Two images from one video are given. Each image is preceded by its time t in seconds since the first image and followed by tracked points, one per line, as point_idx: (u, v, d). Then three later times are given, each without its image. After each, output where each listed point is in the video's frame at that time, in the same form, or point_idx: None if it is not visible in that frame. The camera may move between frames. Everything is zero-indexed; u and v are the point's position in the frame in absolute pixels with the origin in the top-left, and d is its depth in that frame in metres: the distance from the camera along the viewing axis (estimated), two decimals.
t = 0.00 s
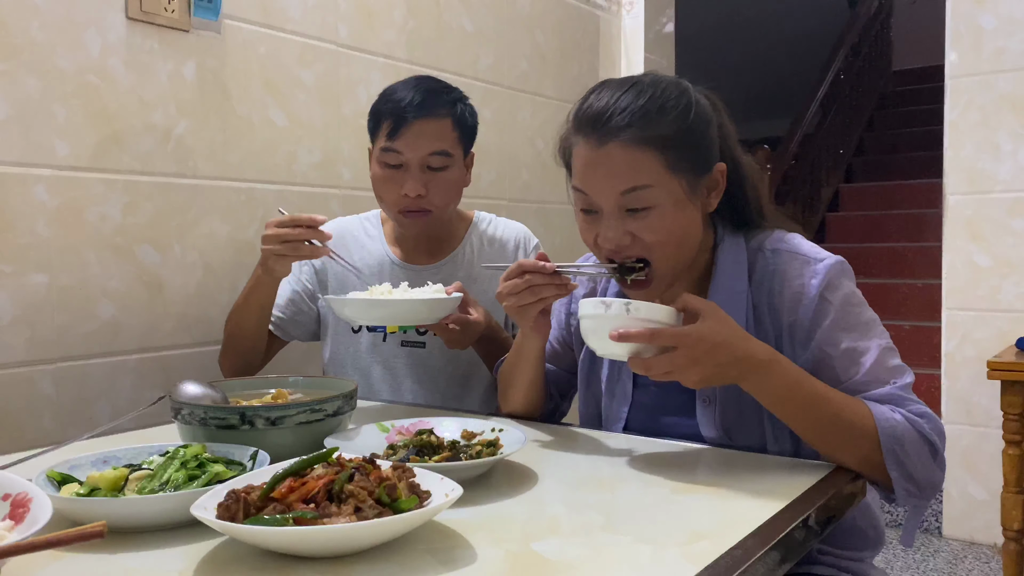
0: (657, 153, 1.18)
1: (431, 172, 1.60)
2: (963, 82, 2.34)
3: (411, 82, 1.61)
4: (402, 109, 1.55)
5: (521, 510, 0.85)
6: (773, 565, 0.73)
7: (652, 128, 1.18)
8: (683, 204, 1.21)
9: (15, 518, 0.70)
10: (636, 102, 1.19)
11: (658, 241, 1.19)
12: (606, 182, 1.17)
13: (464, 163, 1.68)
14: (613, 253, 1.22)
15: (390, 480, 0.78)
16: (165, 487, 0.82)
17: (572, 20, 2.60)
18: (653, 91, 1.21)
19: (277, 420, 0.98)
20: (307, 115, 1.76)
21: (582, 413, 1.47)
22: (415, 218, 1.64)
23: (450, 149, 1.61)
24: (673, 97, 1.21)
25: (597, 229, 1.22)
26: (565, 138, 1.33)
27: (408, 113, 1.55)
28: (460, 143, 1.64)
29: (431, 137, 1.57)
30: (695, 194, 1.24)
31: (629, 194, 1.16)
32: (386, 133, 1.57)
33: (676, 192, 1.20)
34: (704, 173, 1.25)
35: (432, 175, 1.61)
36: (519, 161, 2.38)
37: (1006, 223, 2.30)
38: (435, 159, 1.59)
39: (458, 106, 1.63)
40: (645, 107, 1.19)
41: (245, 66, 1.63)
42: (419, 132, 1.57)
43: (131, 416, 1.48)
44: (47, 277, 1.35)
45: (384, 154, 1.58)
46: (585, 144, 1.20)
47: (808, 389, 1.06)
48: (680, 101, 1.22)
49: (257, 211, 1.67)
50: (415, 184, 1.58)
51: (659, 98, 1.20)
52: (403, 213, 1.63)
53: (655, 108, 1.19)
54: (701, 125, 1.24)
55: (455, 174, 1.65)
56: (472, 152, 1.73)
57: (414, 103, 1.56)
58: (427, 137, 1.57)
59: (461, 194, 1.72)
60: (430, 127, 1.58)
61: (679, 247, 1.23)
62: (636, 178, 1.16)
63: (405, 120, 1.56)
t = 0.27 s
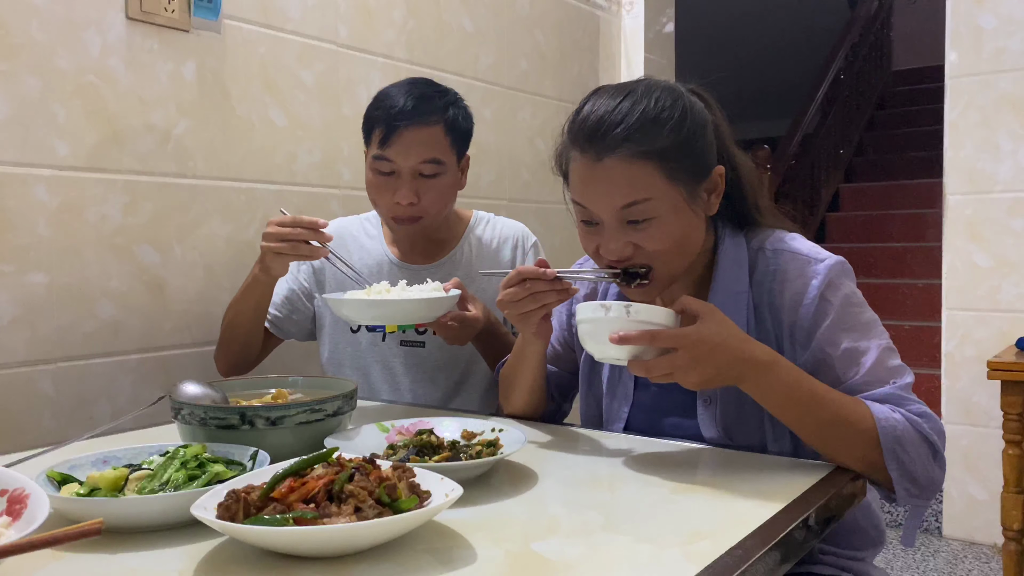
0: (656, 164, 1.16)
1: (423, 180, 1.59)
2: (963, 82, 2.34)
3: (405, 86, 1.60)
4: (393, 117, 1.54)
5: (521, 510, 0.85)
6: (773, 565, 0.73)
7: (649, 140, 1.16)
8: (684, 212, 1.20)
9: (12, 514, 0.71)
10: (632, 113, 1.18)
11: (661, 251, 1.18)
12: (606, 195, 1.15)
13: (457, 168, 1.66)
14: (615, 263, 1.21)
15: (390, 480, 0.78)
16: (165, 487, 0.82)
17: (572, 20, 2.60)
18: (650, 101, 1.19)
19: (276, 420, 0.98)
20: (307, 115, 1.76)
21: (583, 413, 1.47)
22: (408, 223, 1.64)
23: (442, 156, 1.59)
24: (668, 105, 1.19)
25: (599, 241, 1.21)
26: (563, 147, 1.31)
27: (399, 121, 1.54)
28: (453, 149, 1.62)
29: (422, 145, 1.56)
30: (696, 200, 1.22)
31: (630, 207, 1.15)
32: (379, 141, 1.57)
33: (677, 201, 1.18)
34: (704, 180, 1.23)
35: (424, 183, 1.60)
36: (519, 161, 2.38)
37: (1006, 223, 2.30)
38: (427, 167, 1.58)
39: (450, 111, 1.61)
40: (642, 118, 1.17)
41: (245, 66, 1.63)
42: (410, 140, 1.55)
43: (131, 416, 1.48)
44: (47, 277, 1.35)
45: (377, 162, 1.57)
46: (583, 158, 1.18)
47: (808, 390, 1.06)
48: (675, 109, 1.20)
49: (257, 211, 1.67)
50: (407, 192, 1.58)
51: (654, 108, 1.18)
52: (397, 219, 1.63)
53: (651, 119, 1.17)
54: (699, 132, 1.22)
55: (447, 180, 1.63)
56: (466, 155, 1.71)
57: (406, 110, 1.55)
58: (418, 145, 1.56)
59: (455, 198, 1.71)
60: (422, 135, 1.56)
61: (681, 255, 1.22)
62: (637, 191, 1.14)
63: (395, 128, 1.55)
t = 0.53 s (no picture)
0: (667, 163, 1.16)
1: (422, 186, 1.59)
2: (963, 82, 2.34)
3: (403, 91, 1.60)
4: (391, 125, 1.54)
5: (521, 510, 0.85)
6: (773, 565, 0.73)
7: (661, 139, 1.16)
8: (695, 211, 1.20)
9: (5, 509, 0.75)
10: (645, 113, 1.18)
11: (671, 250, 1.18)
12: (617, 194, 1.15)
13: (455, 172, 1.66)
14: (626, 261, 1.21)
15: (390, 480, 0.78)
16: (165, 487, 0.82)
17: (572, 20, 2.60)
18: (661, 100, 1.19)
19: (276, 420, 0.98)
20: (307, 115, 1.76)
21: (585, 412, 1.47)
22: (409, 229, 1.64)
23: (440, 163, 1.59)
24: (680, 105, 1.19)
25: (609, 240, 1.20)
26: (573, 147, 1.31)
27: (397, 128, 1.54)
28: (451, 155, 1.62)
29: (420, 154, 1.55)
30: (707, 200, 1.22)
31: (641, 206, 1.15)
32: (377, 148, 1.56)
33: (687, 200, 1.18)
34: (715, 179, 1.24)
35: (423, 189, 1.59)
36: (519, 161, 2.38)
37: (1006, 223, 2.30)
38: (425, 173, 1.57)
39: (448, 118, 1.61)
40: (653, 118, 1.17)
41: (246, 66, 1.63)
42: (408, 149, 1.55)
43: (131, 416, 1.48)
44: (47, 277, 1.35)
45: (376, 170, 1.57)
46: (594, 157, 1.18)
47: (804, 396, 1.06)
48: (686, 109, 1.20)
49: (257, 211, 1.67)
50: (406, 200, 1.57)
51: (666, 108, 1.18)
52: (397, 225, 1.63)
53: (663, 119, 1.17)
54: (710, 131, 1.22)
55: (446, 186, 1.63)
56: (464, 160, 1.71)
57: (404, 117, 1.54)
58: (416, 154, 1.55)
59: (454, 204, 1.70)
60: (420, 143, 1.55)
61: (690, 255, 1.22)
62: (648, 190, 1.14)
63: (393, 136, 1.54)
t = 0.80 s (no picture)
0: (697, 153, 1.17)
1: (425, 186, 1.59)
2: (963, 82, 2.34)
3: (407, 90, 1.60)
4: (395, 124, 1.54)
5: (522, 510, 0.85)
6: (774, 565, 0.73)
7: (694, 128, 1.16)
8: (718, 206, 1.21)
9: (4, 509, 0.75)
10: (680, 100, 1.18)
11: (691, 242, 1.19)
12: (644, 179, 1.16)
13: (458, 172, 1.66)
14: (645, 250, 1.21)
15: (390, 480, 0.78)
16: (165, 487, 0.82)
17: (572, 20, 2.60)
18: (697, 90, 1.20)
19: (277, 420, 0.98)
20: (307, 115, 1.76)
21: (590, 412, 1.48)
22: (411, 228, 1.64)
23: (444, 163, 1.59)
24: (717, 97, 1.20)
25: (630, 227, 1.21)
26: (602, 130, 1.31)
27: (401, 128, 1.54)
28: (454, 155, 1.62)
29: (424, 152, 1.55)
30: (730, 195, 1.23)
31: (668, 194, 1.15)
32: (381, 147, 1.56)
33: (713, 193, 1.19)
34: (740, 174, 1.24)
35: (426, 189, 1.59)
36: (520, 161, 2.38)
37: (1006, 223, 2.30)
38: (429, 173, 1.57)
39: (452, 118, 1.61)
40: (687, 106, 1.18)
41: (245, 66, 1.62)
42: (411, 148, 1.55)
43: (131, 416, 1.48)
44: (47, 277, 1.35)
45: (379, 170, 1.57)
46: (625, 140, 1.18)
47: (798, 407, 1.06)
48: (722, 101, 1.21)
49: (257, 211, 1.67)
50: (409, 199, 1.57)
51: (703, 97, 1.19)
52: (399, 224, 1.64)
53: (698, 107, 1.18)
54: (740, 126, 1.23)
55: (449, 187, 1.63)
56: (466, 160, 1.71)
57: (408, 117, 1.54)
58: (420, 152, 1.55)
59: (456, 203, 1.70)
60: (423, 142, 1.56)
61: (709, 248, 1.23)
62: (676, 178, 1.15)
63: (397, 135, 1.54)
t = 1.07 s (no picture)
0: (718, 146, 1.18)
1: (429, 186, 1.59)
2: (963, 82, 2.34)
3: (413, 90, 1.60)
4: (401, 124, 1.55)
5: (522, 510, 0.85)
6: (773, 565, 0.73)
7: (716, 122, 1.18)
8: (739, 200, 1.22)
9: (9, 514, 0.73)
10: (703, 94, 1.19)
11: (711, 234, 1.20)
12: (666, 171, 1.17)
13: (462, 173, 1.66)
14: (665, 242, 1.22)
15: (390, 480, 0.78)
16: (165, 487, 0.82)
17: (572, 20, 2.60)
18: (720, 85, 1.21)
19: (277, 420, 0.98)
20: (307, 115, 1.76)
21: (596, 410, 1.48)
22: (414, 230, 1.63)
23: (448, 163, 1.59)
24: (740, 91, 1.21)
25: (651, 219, 1.22)
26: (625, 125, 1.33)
27: (407, 128, 1.55)
28: (458, 156, 1.62)
29: (429, 152, 1.56)
30: (751, 189, 1.24)
31: (689, 186, 1.17)
32: (386, 146, 1.57)
33: (734, 187, 1.20)
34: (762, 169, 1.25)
35: (430, 189, 1.59)
36: (520, 161, 2.38)
37: (1006, 223, 2.30)
38: (433, 173, 1.57)
39: (459, 119, 1.62)
40: (710, 100, 1.19)
41: (245, 66, 1.62)
42: (416, 148, 1.56)
43: (131, 416, 1.48)
44: (46, 278, 1.35)
45: (383, 168, 1.57)
46: (648, 133, 1.20)
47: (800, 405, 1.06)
48: (745, 96, 1.22)
49: (257, 211, 1.67)
50: (412, 199, 1.57)
51: (726, 92, 1.20)
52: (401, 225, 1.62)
53: (721, 102, 1.19)
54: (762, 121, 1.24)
55: (453, 187, 1.63)
56: (471, 160, 1.71)
57: (414, 117, 1.55)
58: (426, 152, 1.56)
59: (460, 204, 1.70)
60: (428, 141, 1.56)
61: (729, 242, 1.23)
62: (697, 171, 1.17)
63: (403, 135, 1.55)
